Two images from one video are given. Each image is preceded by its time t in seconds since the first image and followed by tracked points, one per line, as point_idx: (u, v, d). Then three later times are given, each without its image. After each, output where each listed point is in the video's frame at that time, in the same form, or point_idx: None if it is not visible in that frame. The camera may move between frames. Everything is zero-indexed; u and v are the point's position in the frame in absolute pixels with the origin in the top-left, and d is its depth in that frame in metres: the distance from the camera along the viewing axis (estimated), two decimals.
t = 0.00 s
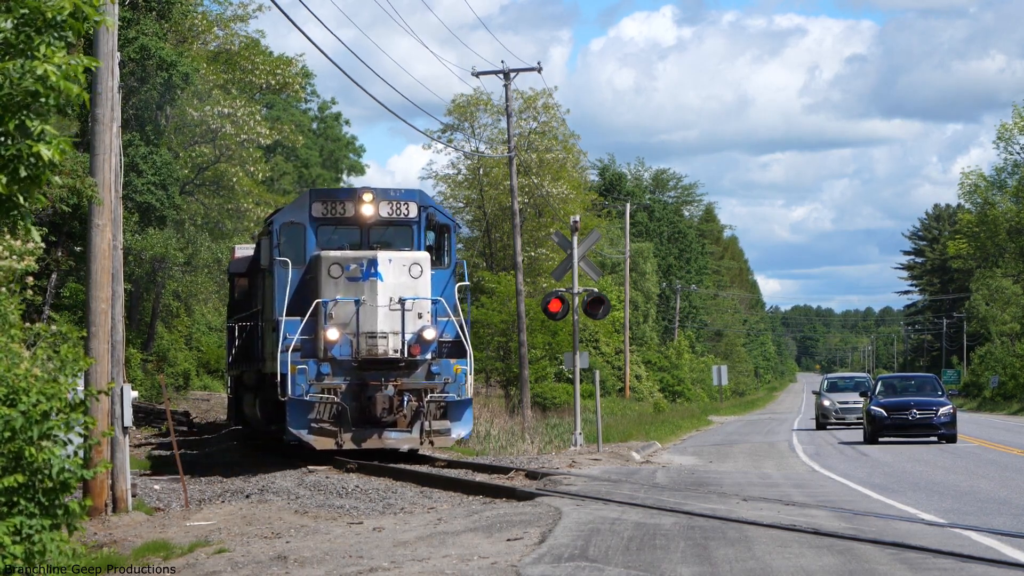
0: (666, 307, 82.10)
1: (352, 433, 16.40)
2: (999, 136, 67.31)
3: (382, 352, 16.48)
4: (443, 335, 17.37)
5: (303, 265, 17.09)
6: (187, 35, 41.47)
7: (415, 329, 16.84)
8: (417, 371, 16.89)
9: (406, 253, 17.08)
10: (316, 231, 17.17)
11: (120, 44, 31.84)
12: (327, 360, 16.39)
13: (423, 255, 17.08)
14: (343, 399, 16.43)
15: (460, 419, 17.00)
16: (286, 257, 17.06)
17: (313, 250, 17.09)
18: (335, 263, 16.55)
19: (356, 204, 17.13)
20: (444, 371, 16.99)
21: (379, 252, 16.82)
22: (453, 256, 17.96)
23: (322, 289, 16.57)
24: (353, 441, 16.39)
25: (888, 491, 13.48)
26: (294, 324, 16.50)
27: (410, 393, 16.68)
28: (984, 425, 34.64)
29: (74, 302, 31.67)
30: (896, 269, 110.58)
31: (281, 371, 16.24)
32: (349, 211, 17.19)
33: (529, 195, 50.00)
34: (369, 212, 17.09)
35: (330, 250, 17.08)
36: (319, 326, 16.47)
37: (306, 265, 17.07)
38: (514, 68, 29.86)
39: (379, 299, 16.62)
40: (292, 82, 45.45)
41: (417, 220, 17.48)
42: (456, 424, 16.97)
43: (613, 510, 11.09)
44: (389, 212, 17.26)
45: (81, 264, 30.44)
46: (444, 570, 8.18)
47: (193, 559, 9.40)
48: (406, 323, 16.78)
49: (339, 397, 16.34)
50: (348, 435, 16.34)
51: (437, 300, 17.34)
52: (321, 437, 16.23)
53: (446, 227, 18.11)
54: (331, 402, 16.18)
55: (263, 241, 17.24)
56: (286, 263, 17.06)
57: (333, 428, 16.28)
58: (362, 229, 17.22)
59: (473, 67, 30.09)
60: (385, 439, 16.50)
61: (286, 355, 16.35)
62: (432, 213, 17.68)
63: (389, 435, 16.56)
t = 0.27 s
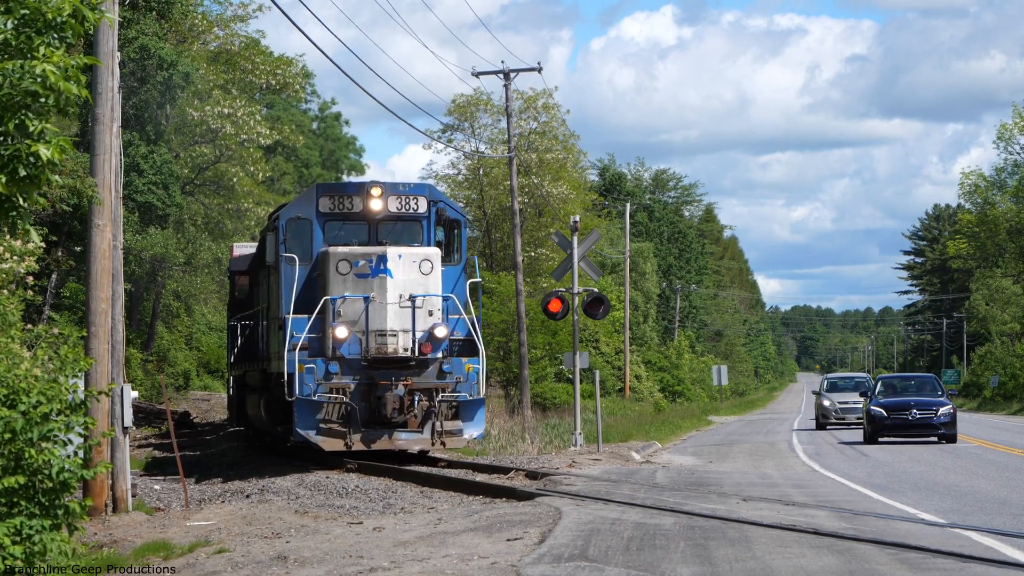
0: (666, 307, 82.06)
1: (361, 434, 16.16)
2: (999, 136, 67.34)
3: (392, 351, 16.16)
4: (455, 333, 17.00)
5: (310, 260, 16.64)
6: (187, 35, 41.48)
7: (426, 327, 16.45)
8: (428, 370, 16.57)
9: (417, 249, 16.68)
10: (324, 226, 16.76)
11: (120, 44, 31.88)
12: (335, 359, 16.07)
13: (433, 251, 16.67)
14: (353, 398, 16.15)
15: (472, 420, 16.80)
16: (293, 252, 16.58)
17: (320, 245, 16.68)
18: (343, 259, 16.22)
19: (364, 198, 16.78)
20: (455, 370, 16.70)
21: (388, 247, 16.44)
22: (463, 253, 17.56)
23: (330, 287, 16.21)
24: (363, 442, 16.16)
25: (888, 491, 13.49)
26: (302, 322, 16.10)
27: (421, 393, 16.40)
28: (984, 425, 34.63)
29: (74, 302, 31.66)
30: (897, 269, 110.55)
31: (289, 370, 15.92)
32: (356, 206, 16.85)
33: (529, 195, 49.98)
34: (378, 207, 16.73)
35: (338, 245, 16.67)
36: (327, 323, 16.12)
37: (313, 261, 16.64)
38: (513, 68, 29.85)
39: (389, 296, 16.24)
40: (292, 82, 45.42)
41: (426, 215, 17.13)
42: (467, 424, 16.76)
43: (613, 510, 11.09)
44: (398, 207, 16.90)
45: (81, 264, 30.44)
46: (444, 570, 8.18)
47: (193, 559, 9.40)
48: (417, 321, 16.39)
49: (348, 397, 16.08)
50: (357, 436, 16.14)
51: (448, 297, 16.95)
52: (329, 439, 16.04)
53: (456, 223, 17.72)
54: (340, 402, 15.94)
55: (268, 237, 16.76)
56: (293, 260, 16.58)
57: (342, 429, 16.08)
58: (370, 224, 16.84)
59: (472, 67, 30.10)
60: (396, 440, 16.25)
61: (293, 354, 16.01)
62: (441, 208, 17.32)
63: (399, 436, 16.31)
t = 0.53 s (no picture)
0: (666, 307, 82.01)
1: (371, 436, 15.77)
2: (999, 136, 67.40)
3: (402, 350, 15.80)
4: (466, 332, 16.58)
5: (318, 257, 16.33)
6: (187, 35, 41.49)
7: (437, 325, 16.08)
8: (439, 370, 16.19)
9: (428, 245, 16.28)
10: (331, 221, 16.42)
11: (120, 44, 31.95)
12: (343, 359, 15.72)
13: (444, 247, 16.25)
14: (362, 399, 15.79)
15: (484, 421, 16.36)
16: (300, 249, 16.28)
17: (328, 241, 16.36)
18: (352, 256, 15.84)
19: (372, 193, 16.40)
20: (467, 370, 16.29)
21: (398, 243, 16.07)
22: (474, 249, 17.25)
23: (338, 285, 15.86)
24: (372, 444, 15.77)
25: (888, 491, 13.49)
26: (309, 321, 15.79)
27: (431, 394, 16.03)
28: (984, 425, 34.65)
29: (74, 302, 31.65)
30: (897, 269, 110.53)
31: (296, 370, 15.58)
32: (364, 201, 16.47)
33: (529, 195, 49.96)
34: (387, 202, 16.35)
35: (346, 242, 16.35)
36: (335, 322, 15.77)
37: (320, 258, 16.32)
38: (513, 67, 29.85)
39: (399, 293, 15.88)
40: (292, 82, 45.39)
41: (436, 210, 16.79)
42: (480, 425, 16.33)
43: (613, 510, 11.10)
44: (407, 202, 16.53)
45: (81, 264, 30.44)
46: (444, 570, 8.19)
47: (193, 559, 9.41)
48: (427, 320, 16.02)
49: (357, 398, 15.72)
50: (367, 438, 15.76)
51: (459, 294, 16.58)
52: (338, 441, 15.68)
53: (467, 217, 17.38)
54: (349, 403, 15.59)
55: (275, 233, 16.42)
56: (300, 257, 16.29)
57: (351, 431, 15.71)
58: (379, 220, 16.50)
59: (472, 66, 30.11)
60: (406, 443, 15.85)
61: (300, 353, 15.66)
62: (452, 203, 16.97)
63: (410, 438, 15.91)
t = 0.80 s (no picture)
0: (666, 307, 81.96)
1: (382, 438, 15.53)
2: (999, 136, 67.45)
3: (415, 350, 15.49)
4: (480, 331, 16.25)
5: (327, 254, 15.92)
6: (187, 35, 41.50)
7: (451, 324, 15.78)
8: (452, 370, 15.89)
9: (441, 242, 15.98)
10: (341, 217, 16.03)
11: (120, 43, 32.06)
12: (354, 358, 15.39)
13: (458, 244, 15.93)
14: (373, 399, 15.50)
15: (499, 423, 16.20)
16: (309, 245, 15.87)
17: (338, 237, 15.95)
18: (362, 252, 15.49)
19: (383, 187, 16.03)
20: (481, 371, 15.99)
21: (411, 239, 15.75)
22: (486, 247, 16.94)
23: (349, 282, 15.50)
24: (383, 446, 15.55)
25: (887, 491, 13.50)
26: (318, 318, 15.39)
27: (444, 395, 15.76)
28: (984, 425, 34.65)
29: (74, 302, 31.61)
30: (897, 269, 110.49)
31: (305, 369, 15.25)
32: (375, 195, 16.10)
33: (529, 195, 49.94)
34: (399, 197, 15.97)
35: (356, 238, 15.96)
36: (346, 320, 15.41)
37: (330, 254, 15.92)
38: (513, 67, 29.89)
39: (411, 291, 15.54)
40: (292, 82, 45.41)
41: (449, 206, 16.39)
42: (493, 427, 16.14)
43: (613, 510, 11.09)
44: (419, 198, 16.15)
45: (81, 264, 30.44)
46: (444, 570, 8.18)
47: (193, 559, 9.40)
48: (441, 318, 15.71)
49: (368, 398, 15.42)
50: (378, 440, 15.51)
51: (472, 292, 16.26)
52: (349, 442, 15.45)
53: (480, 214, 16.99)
54: (360, 404, 15.28)
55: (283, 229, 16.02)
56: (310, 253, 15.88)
57: (362, 432, 15.47)
58: (390, 215, 16.10)
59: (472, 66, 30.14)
60: (418, 444, 15.65)
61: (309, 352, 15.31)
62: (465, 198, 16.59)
63: (422, 439, 15.71)
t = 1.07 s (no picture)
0: (666, 307, 81.98)
1: (394, 439, 14.88)
2: (999, 136, 67.49)
3: (428, 348, 14.93)
4: (494, 330, 15.72)
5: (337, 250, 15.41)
6: (187, 35, 41.50)
7: (465, 322, 15.24)
8: (467, 369, 15.31)
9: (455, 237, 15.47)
10: (351, 212, 15.48)
11: (120, 44, 32.15)
12: (366, 357, 14.80)
13: (473, 240, 15.43)
14: (385, 400, 14.88)
15: (515, 425, 15.55)
16: (318, 240, 15.34)
17: (348, 233, 15.41)
18: (374, 248, 15.00)
19: (396, 181, 15.47)
20: (496, 370, 15.41)
21: (425, 235, 15.25)
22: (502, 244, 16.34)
23: (360, 278, 14.95)
24: (396, 448, 14.89)
25: (888, 492, 13.50)
26: (328, 316, 14.84)
27: (458, 395, 15.13)
28: (984, 425, 34.66)
29: (75, 301, 31.63)
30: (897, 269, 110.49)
31: (315, 368, 14.66)
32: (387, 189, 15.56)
33: (529, 195, 49.98)
34: (411, 191, 15.42)
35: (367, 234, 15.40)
36: (357, 317, 14.85)
37: (340, 250, 15.38)
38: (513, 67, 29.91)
39: (425, 288, 15.01)
40: (292, 82, 45.45)
41: (463, 200, 15.82)
42: (510, 429, 15.50)
43: (613, 510, 11.09)
44: (433, 192, 15.61)
45: (81, 264, 30.46)
46: (444, 571, 8.19)
47: (193, 559, 9.41)
48: (455, 316, 15.16)
49: (380, 398, 14.81)
50: (390, 441, 14.86)
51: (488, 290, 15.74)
52: (360, 444, 14.78)
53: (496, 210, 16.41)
54: (373, 404, 14.67)
55: (292, 224, 15.51)
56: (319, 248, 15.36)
57: (373, 433, 14.82)
58: (402, 210, 15.53)
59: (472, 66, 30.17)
60: (432, 447, 15.01)
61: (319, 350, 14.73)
62: (480, 193, 16.02)
63: (436, 441, 15.06)
